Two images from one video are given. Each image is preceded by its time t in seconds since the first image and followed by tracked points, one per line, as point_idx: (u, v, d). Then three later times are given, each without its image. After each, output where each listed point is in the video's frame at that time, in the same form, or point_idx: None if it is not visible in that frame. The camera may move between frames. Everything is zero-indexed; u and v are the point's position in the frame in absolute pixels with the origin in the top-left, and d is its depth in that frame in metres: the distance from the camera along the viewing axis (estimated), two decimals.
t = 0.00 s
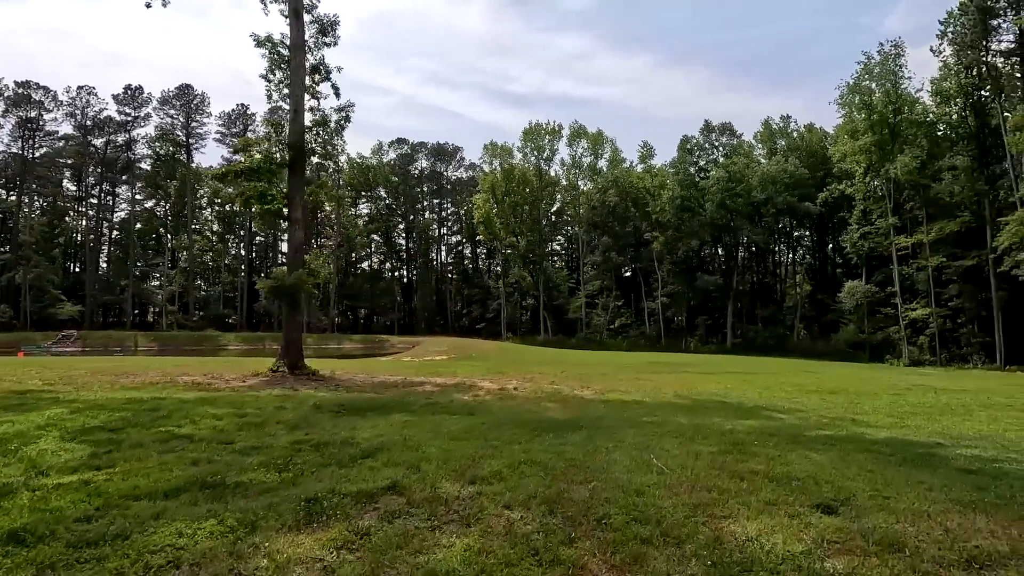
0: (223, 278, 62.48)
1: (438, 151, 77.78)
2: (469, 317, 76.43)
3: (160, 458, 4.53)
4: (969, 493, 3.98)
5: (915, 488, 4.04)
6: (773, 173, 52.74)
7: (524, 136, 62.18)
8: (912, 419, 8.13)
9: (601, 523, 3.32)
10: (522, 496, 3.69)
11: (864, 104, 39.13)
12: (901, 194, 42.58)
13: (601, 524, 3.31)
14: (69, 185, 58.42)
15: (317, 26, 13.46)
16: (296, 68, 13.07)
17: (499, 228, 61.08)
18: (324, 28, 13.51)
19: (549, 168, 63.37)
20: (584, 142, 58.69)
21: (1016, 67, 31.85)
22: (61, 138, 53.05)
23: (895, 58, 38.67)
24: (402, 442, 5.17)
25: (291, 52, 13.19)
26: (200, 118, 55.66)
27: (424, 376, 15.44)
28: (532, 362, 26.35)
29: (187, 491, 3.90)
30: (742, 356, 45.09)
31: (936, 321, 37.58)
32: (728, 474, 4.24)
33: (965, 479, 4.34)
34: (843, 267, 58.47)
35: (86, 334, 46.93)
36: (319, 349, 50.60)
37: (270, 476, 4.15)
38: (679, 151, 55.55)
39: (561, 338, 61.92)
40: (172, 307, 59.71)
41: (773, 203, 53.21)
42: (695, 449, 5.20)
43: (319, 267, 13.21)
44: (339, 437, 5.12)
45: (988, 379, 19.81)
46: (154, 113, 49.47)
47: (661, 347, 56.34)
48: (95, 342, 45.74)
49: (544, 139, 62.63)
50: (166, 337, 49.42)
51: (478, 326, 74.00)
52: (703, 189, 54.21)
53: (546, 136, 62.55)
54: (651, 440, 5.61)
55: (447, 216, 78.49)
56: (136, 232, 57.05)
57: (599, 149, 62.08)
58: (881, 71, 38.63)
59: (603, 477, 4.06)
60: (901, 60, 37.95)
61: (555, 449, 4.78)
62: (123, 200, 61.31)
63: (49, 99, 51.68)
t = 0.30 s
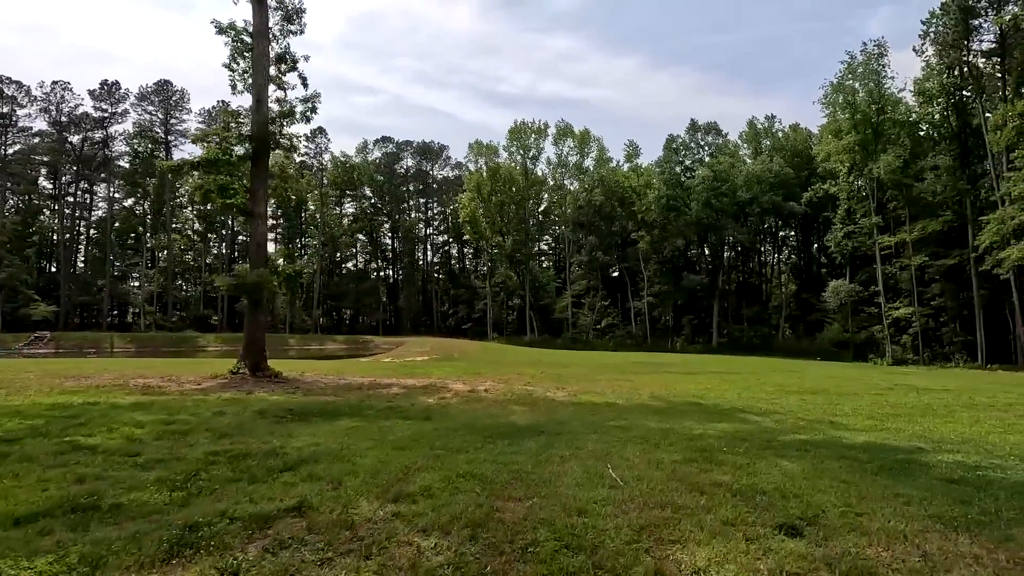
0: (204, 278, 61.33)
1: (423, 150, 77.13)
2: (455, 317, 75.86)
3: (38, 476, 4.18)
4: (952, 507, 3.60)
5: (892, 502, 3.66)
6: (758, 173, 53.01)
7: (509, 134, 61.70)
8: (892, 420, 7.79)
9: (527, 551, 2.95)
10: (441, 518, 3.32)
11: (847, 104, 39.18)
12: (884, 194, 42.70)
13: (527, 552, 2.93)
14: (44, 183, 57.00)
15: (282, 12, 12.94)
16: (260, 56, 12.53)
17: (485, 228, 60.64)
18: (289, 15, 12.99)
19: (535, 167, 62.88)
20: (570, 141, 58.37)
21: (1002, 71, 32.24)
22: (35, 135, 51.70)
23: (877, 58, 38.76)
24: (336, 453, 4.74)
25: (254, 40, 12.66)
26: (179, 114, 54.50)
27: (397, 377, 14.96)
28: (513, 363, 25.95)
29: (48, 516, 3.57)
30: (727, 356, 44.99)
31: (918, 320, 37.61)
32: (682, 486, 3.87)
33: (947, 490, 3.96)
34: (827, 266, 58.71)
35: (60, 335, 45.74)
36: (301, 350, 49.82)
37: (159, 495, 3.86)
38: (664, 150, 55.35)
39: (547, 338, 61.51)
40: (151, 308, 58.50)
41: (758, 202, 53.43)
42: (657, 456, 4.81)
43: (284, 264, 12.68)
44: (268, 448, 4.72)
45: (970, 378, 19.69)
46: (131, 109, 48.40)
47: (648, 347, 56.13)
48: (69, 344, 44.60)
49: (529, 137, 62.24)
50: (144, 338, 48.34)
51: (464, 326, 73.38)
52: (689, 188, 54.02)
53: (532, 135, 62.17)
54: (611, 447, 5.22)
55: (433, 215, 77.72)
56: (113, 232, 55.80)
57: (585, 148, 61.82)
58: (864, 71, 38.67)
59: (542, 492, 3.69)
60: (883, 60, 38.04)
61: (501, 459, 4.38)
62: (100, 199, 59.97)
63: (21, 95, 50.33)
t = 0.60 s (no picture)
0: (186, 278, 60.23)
1: (410, 148, 76.48)
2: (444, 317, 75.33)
3: None
4: (933, 527, 3.21)
5: (864, 521, 3.28)
6: (745, 172, 53.17)
7: (496, 133, 61.22)
8: (874, 423, 7.43)
9: None
10: (342, 549, 2.95)
11: (833, 102, 39.14)
12: (870, 192, 42.67)
13: None
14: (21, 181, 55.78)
15: None
16: (222, 44, 11.98)
17: (472, 227, 60.17)
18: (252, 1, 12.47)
19: (523, 166, 62.50)
20: (558, 139, 58.07)
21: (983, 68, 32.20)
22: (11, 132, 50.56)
23: (863, 57, 38.72)
24: (259, 469, 4.30)
25: (215, 26, 12.12)
26: (159, 112, 53.51)
27: (369, 379, 14.46)
28: (497, 363, 25.52)
29: None
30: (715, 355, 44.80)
31: (904, 319, 37.55)
32: (631, 503, 3.50)
33: (927, 505, 3.56)
34: (815, 266, 58.77)
35: (36, 337, 44.71)
36: (285, 351, 49.21)
37: (20, 523, 3.50)
38: (652, 149, 55.20)
39: (535, 338, 61.16)
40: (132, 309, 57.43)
41: (745, 201, 53.51)
42: (614, 467, 4.42)
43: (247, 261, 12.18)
44: (183, 464, 4.36)
45: (955, 377, 19.52)
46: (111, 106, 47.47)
47: (636, 347, 56.03)
48: (46, 346, 43.65)
49: (516, 136, 61.80)
50: (124, 339, 47.44)
51: (452, 326, 72.77)
52: (676, 187, 53.87)
53: (519, 134, 61.72)
54: (568, 456, 4.82)
55: (421, 214, 77.10)
56: (93, 231, 54.69)
57: (573, 146, 61.53)
58: (850, 69, 38.61)
59: (468, 515, 3.30)
60: (869, 59, 38.01)
61: (438, 474, 3.97)
62: (80, 198, 58.81)
63: None
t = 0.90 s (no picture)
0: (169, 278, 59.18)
1: (398, 147, 75.65)
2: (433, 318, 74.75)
3: None
4: (902, 550, 2.87)
5: (827, 544, 2.92)
6: (733, 171, 53.30)
7: (484, 132, 60.71)
8: (855, 424, 7.06)
9: None
10: None
11: (821, 101, 39.02)
12: (857, 190, 42.59)
13: None
14: None
15: None
16: (182, 31, 11.49)
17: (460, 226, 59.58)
18: None
19: (511, 165, 62.08)
20: (547, 138, 57.74)
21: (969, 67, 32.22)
22: None
23: (850, 55, 38.63)
24: (163, 483, 4.11)
25: (176, 13, 11.62)
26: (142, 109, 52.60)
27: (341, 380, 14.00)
28: (480, 364, 25.10)
29: None
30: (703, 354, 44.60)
31: (892, 317, 37.42)
32: (567, 525, 3.15)
33: (901, 522, 3.20)
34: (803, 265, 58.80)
35: (14, 339, 43.69)
36: (270, 352, 48.54)
37: None
38: (641, 148, 55.02)
39: (524, 338, 60.67)
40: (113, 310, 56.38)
41: (734, 200, 53.41)
42: (562, 477, 4.04)
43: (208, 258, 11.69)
44: (75, 485, 4.08)
45: (942, 375, 19.30)
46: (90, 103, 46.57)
47: (626, 346, 55.74)
48: (23, 348, 42.70)
49: (505, 134, 61.31)
50: (105, 341, 46.53)
51: (441, 326, 72.20)
52: (665, 186, 53.66)
53: (508, 132, 61.26)
54: (516, 464, 4.42)
55: (409, 214, 76.42)
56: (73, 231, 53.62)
57: (562, 145, 61.21)
58: (837, 68, 38.51)
59: (374, 550, 2.93)
60: (856, 57, 37.96)
61: (360, 490, 3.61)
62: (60, 197, 57.65)
63: None
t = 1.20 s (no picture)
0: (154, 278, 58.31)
1: (388, 146, 74.83)
2: (422, 318, 74.19)
3: None
4: None
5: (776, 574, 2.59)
6: (723, 170, 53.16)
7: (474, 130, 60.25)
8: (831, 427, 6.71)
9: None
10: None
11: (809, 99, 38.89)
12: (846, 189, 42.51)
13: None
14: None
15: None
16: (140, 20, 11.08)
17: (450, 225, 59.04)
18: None
19: (501, 164, 61.71)
20: (537, 137, 57.44)
21: (955, 65, 32.17)
22: None
23: (838, 54, 38.53)
24: (40, 505, 3.74)
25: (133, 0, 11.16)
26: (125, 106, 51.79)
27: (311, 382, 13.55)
28: (464, 365, 24.71)
29: None
30: (693, 353, 44.25)
31: (881, 315, 37.29)
32: (483, 555, 2.77)
33: (862, 546, 2.87)
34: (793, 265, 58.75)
35: None
36: (256, 353, 47.92)
37: None
38: (630, 146, 54.87)
39: (514, 339, 60.18)
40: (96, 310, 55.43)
41: (724, 199, 53.30)
42: (494, 492, 3.66)
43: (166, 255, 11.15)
44: None
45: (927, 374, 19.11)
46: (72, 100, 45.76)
47: (615, 346, 55.42)
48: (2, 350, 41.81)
49: (495, 133, 60.89)
50: (86, 342, 45.71)
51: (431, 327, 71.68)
52: (654, 185, 53.49)
53: (498, 131, 60.83)
54: (450, 476, 4.00)
55: (399, 214, 75.86)
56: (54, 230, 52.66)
57: (552, 144, 60.93)
58: (825, 66, 38.44)
59: None
60: (844, 55, 37.89)
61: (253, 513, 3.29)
62: (42, 196, 56.62)
63: None
